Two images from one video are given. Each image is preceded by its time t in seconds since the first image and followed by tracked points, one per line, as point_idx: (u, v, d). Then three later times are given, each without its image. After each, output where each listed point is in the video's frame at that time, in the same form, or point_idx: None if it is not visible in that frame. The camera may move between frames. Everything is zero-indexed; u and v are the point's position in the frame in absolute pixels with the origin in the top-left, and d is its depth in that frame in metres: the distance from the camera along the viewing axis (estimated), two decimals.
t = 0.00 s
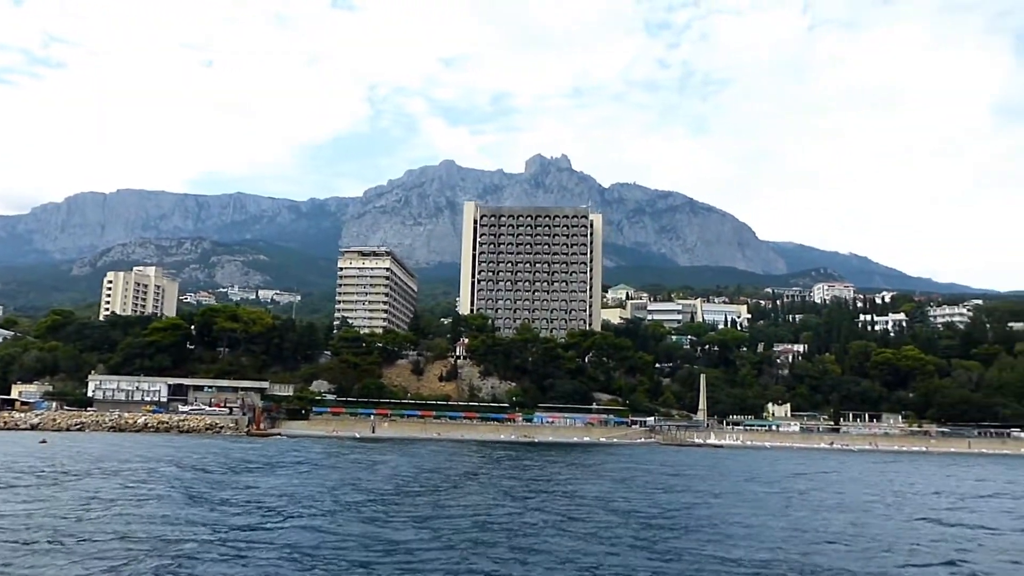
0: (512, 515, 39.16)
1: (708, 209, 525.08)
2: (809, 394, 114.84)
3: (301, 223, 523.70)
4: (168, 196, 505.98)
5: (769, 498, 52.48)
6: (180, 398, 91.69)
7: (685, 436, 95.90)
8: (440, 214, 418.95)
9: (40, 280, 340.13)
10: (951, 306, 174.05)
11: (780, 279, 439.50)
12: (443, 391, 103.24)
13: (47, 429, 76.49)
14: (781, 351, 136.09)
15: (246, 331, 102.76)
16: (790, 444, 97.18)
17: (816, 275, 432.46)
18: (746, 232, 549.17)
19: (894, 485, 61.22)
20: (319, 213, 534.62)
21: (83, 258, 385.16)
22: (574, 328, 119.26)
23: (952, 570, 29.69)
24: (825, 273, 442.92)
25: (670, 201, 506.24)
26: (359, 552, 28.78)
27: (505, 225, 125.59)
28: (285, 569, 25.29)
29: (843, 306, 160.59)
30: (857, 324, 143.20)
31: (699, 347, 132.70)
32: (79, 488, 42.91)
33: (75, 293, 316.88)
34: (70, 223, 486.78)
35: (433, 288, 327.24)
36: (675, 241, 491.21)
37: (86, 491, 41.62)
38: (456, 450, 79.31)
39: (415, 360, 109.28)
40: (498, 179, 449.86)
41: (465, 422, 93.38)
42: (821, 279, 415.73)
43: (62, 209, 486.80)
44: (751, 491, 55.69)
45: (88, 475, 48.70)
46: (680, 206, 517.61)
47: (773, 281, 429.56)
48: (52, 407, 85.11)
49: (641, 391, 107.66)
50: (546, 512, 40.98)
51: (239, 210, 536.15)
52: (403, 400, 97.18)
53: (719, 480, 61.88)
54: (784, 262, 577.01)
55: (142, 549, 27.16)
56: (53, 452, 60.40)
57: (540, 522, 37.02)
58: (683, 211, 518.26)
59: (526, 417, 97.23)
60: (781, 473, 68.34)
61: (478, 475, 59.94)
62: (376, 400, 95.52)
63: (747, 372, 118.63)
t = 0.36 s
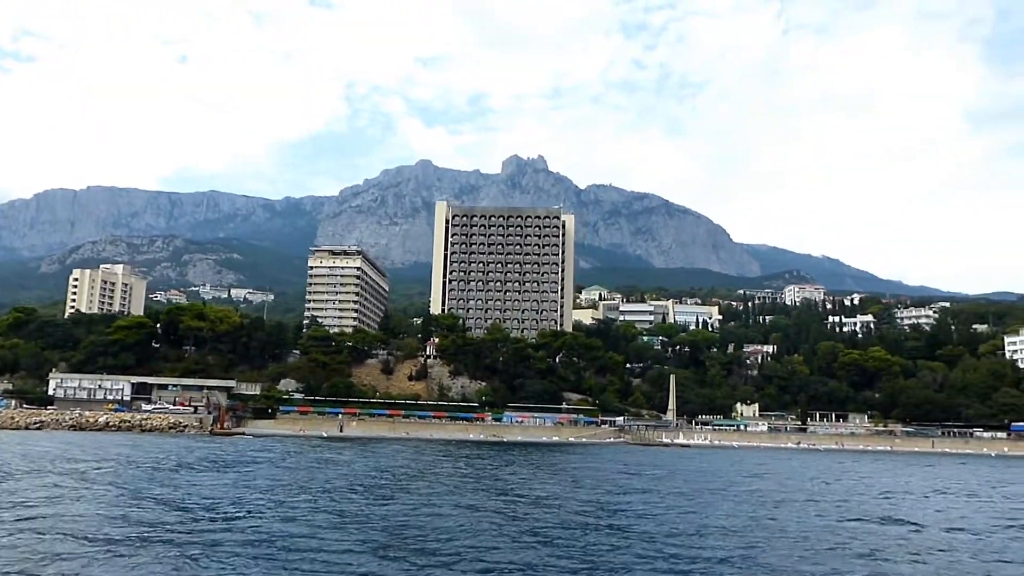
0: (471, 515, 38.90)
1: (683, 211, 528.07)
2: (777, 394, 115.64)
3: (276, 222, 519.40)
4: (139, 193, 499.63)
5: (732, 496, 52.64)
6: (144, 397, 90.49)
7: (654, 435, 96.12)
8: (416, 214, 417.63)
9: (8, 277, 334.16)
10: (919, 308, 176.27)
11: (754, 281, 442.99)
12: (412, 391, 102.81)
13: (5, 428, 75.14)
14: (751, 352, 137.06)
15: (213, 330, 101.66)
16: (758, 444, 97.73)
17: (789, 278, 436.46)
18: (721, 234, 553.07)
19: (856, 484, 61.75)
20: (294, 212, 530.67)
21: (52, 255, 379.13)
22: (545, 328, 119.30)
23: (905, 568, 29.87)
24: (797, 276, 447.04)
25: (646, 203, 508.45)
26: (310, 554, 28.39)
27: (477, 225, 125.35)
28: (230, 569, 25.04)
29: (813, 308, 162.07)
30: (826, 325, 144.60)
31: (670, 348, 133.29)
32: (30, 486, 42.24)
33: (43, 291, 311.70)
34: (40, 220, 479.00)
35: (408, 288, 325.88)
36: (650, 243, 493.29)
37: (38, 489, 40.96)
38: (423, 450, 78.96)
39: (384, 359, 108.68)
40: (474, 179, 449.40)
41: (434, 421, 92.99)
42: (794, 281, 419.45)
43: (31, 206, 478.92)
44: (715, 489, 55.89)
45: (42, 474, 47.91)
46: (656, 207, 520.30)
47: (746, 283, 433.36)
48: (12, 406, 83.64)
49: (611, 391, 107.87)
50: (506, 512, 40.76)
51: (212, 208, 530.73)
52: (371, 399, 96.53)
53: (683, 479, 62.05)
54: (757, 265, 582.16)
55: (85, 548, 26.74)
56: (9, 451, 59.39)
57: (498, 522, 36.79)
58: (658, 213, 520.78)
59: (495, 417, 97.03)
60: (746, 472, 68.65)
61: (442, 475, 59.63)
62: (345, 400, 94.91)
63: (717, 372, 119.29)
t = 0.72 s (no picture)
0: (437, 516, 38.65)
1: (662, 213, 530.78)
2: (751, 396, 116.21)
3: (253, 222, 515.33)
4: (115, 192, 493.55)
5: (701, 496, 52.76)
6: (112, 399, 89.28)
7: (628, 436, 96.18)
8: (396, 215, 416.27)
9: None
10: (891, 310, 178.16)
11: (731, 282, 445.59)
12: (386, 392, 102.35)
13: None
14: (726, 353, 137.80)
15: (184, 331, 100.45)
16: (732, 445, 98.04)
17: (766, 279, 439.55)
18: (699, 236, 555.82)
19: (826, 485, 62.07)
20: (272, 212, 526.85)
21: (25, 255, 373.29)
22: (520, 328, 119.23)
23: (868, 567, 29.94)
24: (774, 278, 450.19)
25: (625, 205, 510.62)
26: (269, 555, 28.06)
27: (453, 225, 124.99)
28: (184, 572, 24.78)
29: (787, 309, 163.23)
30: (800, 327, 145.65)
31: (645, 349, 133.67)
32: None
33: (15, 291, 306.96)
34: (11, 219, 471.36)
35: (387, 288, 324.53)
36: (630, 244, 494.80)
37: None
38: (395, 451, 78.53)
39: (358, 360, 108.03)
40: (453, 180, 448.72)
41: (408, 423, 92.62)
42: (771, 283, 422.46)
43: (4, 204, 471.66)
44: (685, 490, 55.99)
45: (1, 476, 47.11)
46: (634, 209, 522.30)
47: (724, 284, 436.04)
48: None
49: (586, 393, 107.97)
50: (474, 513, 40.56)
51: (189, 208, 525.90)
52: (344, 400, 95.88)
53: (654, 479, 62.09)
54: (735, 266, 586.31)
55: (35, 551, 26.29)
56: None
57: (464, 523, 36.56)
58: (637, 214, 522.65)
59: (469, 418, 96.80)
60: (717, 472, 68.82)
61: (413, 476, 59.28)
62: (318, 401, 94.37)
63: (692, 373, 119.69)
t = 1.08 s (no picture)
0: (407, 516, 38.40)
1: (645, 213, 532.27)
2: (730, 395, 116.47)
3: (235, 221, 511.66)
4: (95, 190, 488.58)
5: (675, 495, 52.65)
6: (84, 399, 88.21)
7: (606, 436, 96.13)
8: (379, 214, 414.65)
9: None
10: (869, 309, 179.35)
11: (713, 282, 447.15)
12: (363, 391, 101.80)
13: None
14: (705, 352, 138.10)
15: (158, 330, 99.44)
16: (709, 444, 98.18)
17: (749, 279, 441.37)
18: (682, 236, 557.56)
19: (799, 483, 62.20)
20: (254, 212, 523.36)
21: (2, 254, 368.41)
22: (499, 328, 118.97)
23: (834, 567, 29.88)
24: (756, 278, 452.16)
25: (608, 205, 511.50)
26: (230, 557, 27.77)
27: (432, 224, 124.54)
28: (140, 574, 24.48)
29: (767, 308, 163.90)
30: (779, 326, 146.18)
31: (625, 348, 133.72)
32: None
33: None
34: None
35: (370, 287, 323.09)
36: (613, 244, 495.52)
37: None
38: (371, 451, 78.03)
39: (335, 360, 107.41)
40: (437, 179, 447.67)
41: (385, 422, 92.15)
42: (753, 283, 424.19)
43: None
44: (658, 489, 55.92)
45: None
46: (617, 209, 523.46)
47: (705, 284, 437.52)
48: None
49: (564, 392, 107.88)
50: (444, 513, 40.31)
51: (170, 207, 521.61)
52: (321, 400, 95.21)
53: (629, 478, 61.98)
54: (718, 265, 589.07)
55: None
56: None
57: (432, 523, 36.29)
58: (620, 214, 523.75)
59: (447, 417, 96.47)
60: (693, 471, 68.77)
61: (387, 477, 58.90)
62: (294, 401, 93.75)
63: (671, 373, 119.81)
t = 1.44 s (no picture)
0: (374, 516, 38.16)
1: (627, 214, 533.89)
2: (705, 395, 116.81)
3: (214, 219, 507.07)
4: (72, 186, 482.42)
5: (646, 495, 52.68)
6: (52, 397, 86.97)
7: (581, 436, 96.06)
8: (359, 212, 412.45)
9: None
10: (845, 311, 180.73)
11: (694, 284, 448.70)
12: (337, 390, 101.20)
13: None
14: (682, 353, 138.51)
15: (130, 328, 98.24)
16: (684, 445, 98.34)
17: (729, 281, 443.46)
18: (663, 238, 559.61)
19: (770, 484, 62.43)
20: (233, 209, 519.05)
21: None
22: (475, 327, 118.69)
23: (799, 567, 29.91)
24: (737, 279, 454.41)
25: (590, 205, 512.91)
26: (189, 557, 27.33)
27: (408, 222, 123.95)
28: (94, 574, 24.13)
29: (744, 309, 164.65)
30: (755, 327, 146.90)
31: (602, 348, 133.84)
32: None
33: None
34: None
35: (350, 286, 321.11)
36: (594, 244, 496.30)
37: None
38: (343, 451, 77.54)
39: (310, 358, 106.69)
40: (418, 177, 446.32)
41: (359, 421, 91.66)
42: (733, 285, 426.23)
43: None
44: (629, 489, 55.87)
45: None
46: (598, 209, 524.77)
47: (684, 285, 439.68)
48: None
49: (540, 391, 107.78)
50: (411, 512, 40.00)
51: (149, 204, 516.14)
52: (295, 399, 94.50)
53: (602, 478, 61.88)
54: (699, 267, 591.61)
55: None
56: None
57: (398, 522, 35.99)
58: (602, 215, 524.68)
59: (422, 417, 96.07)
60: (665, 470, 68.78)
61: (357, 476, 58.48)
62: (267, 399, 93.03)
63: (647, 373, 119.86)
